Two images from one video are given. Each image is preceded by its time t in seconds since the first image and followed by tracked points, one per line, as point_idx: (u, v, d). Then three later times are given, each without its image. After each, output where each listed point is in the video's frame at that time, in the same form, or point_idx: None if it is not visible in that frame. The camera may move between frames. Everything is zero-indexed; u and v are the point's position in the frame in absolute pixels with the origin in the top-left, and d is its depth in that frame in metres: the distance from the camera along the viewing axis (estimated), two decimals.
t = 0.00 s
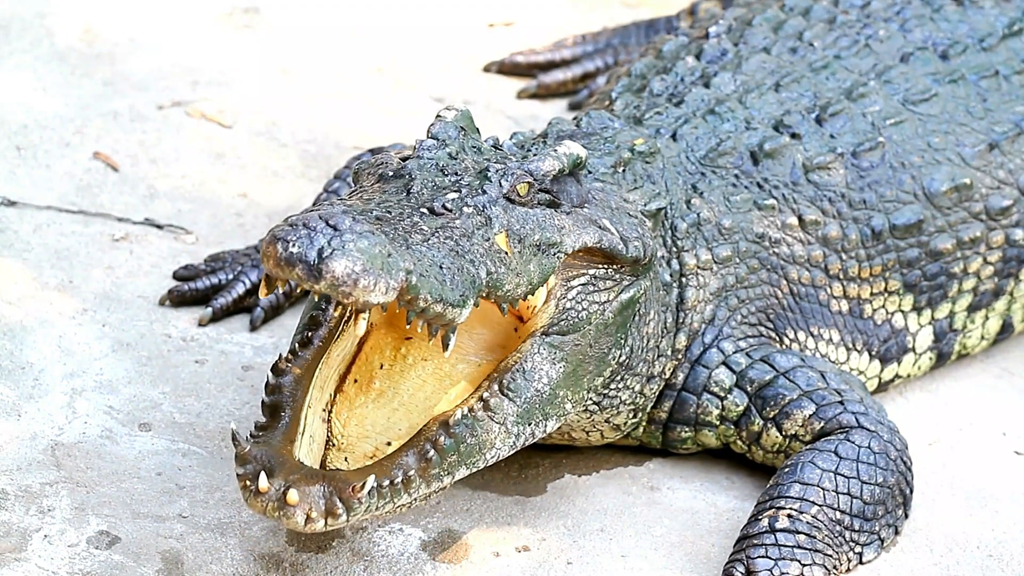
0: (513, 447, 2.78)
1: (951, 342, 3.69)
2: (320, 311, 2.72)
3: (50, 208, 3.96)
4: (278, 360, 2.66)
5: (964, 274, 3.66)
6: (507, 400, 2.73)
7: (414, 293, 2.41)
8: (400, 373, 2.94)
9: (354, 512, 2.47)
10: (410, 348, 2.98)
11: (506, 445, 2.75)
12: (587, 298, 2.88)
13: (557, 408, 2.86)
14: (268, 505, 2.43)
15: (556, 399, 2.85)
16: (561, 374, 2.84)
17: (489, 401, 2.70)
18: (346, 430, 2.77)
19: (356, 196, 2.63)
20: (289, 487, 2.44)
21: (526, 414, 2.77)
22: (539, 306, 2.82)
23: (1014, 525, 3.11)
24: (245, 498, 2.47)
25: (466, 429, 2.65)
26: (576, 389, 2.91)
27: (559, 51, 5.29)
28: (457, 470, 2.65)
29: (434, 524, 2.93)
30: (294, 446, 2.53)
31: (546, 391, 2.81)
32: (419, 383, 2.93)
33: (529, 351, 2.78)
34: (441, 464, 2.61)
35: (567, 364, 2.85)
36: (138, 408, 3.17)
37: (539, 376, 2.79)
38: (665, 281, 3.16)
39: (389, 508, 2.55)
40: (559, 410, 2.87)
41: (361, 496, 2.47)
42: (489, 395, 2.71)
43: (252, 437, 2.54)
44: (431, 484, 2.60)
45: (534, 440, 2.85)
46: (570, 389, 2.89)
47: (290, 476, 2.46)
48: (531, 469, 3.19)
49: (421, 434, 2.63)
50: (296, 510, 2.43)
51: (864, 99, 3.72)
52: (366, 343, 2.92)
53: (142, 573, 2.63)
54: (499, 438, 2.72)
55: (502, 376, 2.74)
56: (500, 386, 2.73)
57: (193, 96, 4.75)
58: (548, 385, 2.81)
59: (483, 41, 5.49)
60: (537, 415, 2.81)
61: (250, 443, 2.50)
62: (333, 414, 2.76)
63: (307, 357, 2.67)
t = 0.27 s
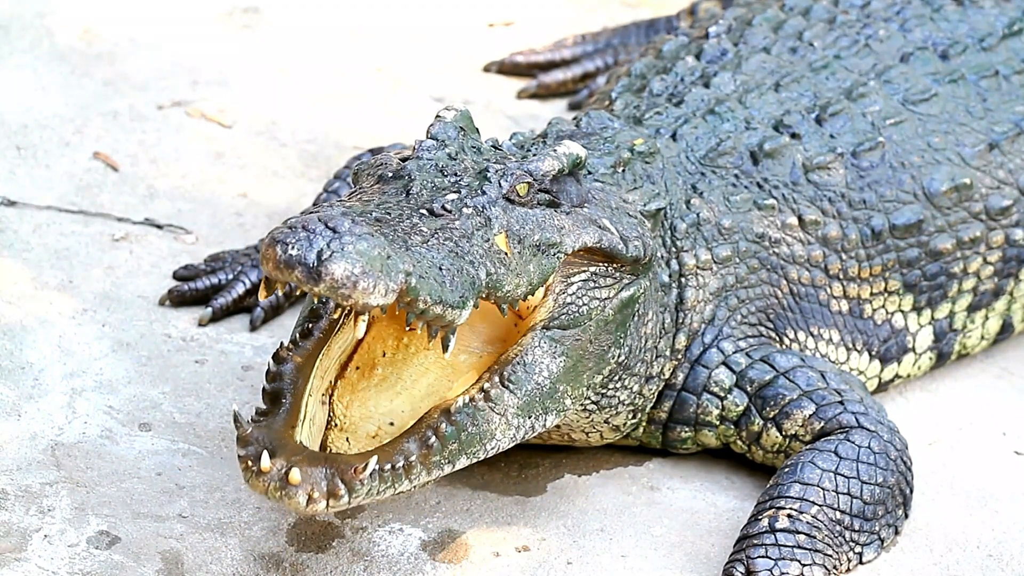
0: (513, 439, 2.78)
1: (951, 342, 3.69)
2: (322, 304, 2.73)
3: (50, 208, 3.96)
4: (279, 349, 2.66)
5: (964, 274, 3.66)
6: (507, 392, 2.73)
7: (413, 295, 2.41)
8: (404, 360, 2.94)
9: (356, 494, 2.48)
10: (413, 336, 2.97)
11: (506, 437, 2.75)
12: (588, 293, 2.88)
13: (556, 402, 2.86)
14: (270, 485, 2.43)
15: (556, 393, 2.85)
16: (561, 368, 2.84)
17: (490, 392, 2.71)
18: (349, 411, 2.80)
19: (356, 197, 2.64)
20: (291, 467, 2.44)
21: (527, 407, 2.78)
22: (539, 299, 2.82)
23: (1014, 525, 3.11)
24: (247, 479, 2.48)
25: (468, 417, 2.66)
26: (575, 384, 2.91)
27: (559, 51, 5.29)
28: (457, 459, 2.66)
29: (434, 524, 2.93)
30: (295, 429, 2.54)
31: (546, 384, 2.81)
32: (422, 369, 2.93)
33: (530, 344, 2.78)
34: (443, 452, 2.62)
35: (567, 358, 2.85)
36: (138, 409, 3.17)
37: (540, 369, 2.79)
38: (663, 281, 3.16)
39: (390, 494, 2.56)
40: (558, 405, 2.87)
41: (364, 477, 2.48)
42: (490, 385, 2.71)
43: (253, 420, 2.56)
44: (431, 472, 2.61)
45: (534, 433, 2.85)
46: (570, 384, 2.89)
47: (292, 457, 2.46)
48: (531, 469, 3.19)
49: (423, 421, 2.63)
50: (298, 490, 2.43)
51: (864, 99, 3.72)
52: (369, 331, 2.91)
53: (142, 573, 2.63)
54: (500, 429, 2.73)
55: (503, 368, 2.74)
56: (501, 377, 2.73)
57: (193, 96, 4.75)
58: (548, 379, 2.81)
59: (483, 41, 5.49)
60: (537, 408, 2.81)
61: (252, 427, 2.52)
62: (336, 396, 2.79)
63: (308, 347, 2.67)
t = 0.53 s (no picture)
0: (513, 431, 2.78)
1: (951, 342, 3.69)
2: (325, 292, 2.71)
3: (50, 208, 3.96)
4: (282, 335, 2.67)
5: (964, 274, 3.66)
6: (509, 383, 2.73)
7: (413, 297, 2.41)
8: (408, 348, 2.93)
9: (359, 474, 2.50)
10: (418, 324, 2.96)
11: (507, 429, 2.75)
12: (589, 288, 2.88)
13: (556, 396, 2.86)
14: (273, 463, 2.47)
15: (557, 387, 2.85)
16: (561, 362, 2.84)
17: (491, 382, 2.71)
18: (352, 388, 2.80)
19: (356, 199, 2.64)
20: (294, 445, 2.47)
21: (527, 399, 2.78)
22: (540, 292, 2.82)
23: (1014, 526, 3.11)
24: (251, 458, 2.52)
25: (471, 405, 2.67)
26: (575, 379, 2.91)
27: (559, 51, 5.29)
28: (458, 447, 2.67)
29: (434, 524, 2.93)
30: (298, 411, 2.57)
31: (547, 378, 2.81)
32: (426, 354, 2.93)
33: (532, 337, 2.78)
34: (445, 438, 2.63)
35: (568, 352, 2.85)
36: (138, 409, 3.17)
37: (541, 362, 2.79)
38: (662, 283, 3.16)
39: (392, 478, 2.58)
40: (558, 399, 2.88)
41: (366, 457, 2.50)
42: (492, 375, 2.72)
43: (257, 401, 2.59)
44: (433, 458, 2.63)
45: (534, 427, 2.85)
46: (570, 379, 2.89)
47: (295, 436, 2.49)
48: (531, 469, 3.19)
49: (425, 407, 2.64)
50: (301, 468, 2.46)
51: (864, 99, 3.72)
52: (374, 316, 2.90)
53: (143, 573, 2.63)
54: (501, 420, 2.73)
55: (505, 359, 2.74)
56: (503, 368, 2.73)
57: (193, 96, 4.75)
58: (549, 372, 2.81)
59: (483, 41, 5.49)
60: (537, 401, 2.81)
61: (256, 406, 2.55)
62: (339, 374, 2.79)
63: (311, 336, 2.68)
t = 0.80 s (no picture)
0: (513, 422, 2.78)
1: (951, 342, 3.69)
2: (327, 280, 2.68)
3: (50, 208, 3.96)
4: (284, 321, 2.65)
5: (964, 274, 3.66)
6: (510, 372, 2.73)
7: (414, 298, 2.41)
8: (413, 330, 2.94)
9: (362, 450, 2.51)
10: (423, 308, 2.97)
11: (507, 418, 2.75)
12: (591, 282, 2.89)
13: (556, 388, 2.87)
14: (277, 437, 2.47)
15: (557, 380, 2.86)
16: (562, 355, 2.84)
17: (493, 370, 2.71)
18: (355, 364, 2.80)
19: (356, 200, 2.65)
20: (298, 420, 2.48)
21: (528, 389, 2.78)
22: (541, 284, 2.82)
23: (1014, 525, 3.10)
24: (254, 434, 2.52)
25: (473, 391, 2.67)
26: (576, 373, 2.91)
27: (559, 51, 5.29)
28: (460, 433, 2.67)
29: (434, 524, 2.93)
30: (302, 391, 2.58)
31: (548, 369, 2.81)
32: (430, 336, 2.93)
33: (533, 329, 2.78)
34: (446, 422, 2.63)
35: (568, 346, 2.86)
36: (138, 409, 3.17)
37: (542, 354, 2.79)
38: (660, 284, 3.15)
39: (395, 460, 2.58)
40: (558, 392, 2.88)
41: (371, 433, 2.51)
42: (494, 364, 2.72)
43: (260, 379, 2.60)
44: (434, 442, 2.63)
45: (534, 420, 2.85)
46: (570, 373, 2.89)
47: (299, 412, 2.50)
48: (531, 469, 3.19)
49: (428, 390, 2.64)
50: (305, 442, 2.46)
51: (864, 99, 3.72)
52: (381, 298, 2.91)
53: (142, 573, 2.63)
54: (502, 409, 2.73)
55: (507, 349, 2.75)
56: (505, 358, 2.74)
57: (193, 96, 4.75)
58: (549, 364, 2.81)
59: (483, 41, 5.49)
60: (538, 392, 2.81)
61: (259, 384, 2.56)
62: (342, 350, 2.77)
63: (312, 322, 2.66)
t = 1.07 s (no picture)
0: (514, 413, 2.77)
1: (951, 342, 3.69)
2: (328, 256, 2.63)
3: (50, 208, 3.96)
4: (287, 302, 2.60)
5: (964, 274, 3.66)
6: (512, 362, 2.73)
7: (414, 300, 2.41)
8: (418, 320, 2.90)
9: (367, 427, 2.50)
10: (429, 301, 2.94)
11: (508, 408, 2.74)
12: (593, 278, 2.89)
13: (557, 382, 2.86)
14: (282, 412, 2.46)
15: (557, 373, 2.85)
16: (563, 349, 2.84)
17: (495, 359, 2.71)
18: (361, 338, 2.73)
19: (356, 202, 2.65)
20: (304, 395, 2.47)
21: (530, 379, 2.77)
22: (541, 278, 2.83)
23: (1014, 525, 3.11)
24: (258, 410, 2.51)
25: (477, 377, 2.66)
26: (576, 368, 2.91)
27: (559, 51, 5.29)
28: (461, 419, 2.65)
29: (434, 524, 2.93)
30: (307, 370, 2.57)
31: (549, 361, 2.81)
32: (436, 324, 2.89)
33: (535, 320, 2.78)
34: (449, 406, 2.62)
35: (570, 340, 2.86)
36: (138, 409, 3.17)
37: (543, 346, 2.79)
38: (659, 285, 3.15)
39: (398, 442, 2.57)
40: (558, 386, 2.87)
41: (375, 410, 2.50)
42: (496, 353, 2.72)
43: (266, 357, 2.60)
44: (436, 427, 2.62)
45: (534, 412, 2.84)
46: (570, 368, 2.89)
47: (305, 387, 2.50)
48: (531, 469, 3.19)
49: (432, 373, 2.63)
50: (309, 417, 2.45)
51: (864, 99, 3.72)
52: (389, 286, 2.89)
53: (143, 573, 2.63)
54: (503, 398, 2.72)
55: (510, 340, 2.75)
56: (508, 348, 2.74)
57: (193, 96, 4.75)
58: (551, 356, 2.81)
59: (483, 41, 5.49)
60: (539, 383, 2.80)
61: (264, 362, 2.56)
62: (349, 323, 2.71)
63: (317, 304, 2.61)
